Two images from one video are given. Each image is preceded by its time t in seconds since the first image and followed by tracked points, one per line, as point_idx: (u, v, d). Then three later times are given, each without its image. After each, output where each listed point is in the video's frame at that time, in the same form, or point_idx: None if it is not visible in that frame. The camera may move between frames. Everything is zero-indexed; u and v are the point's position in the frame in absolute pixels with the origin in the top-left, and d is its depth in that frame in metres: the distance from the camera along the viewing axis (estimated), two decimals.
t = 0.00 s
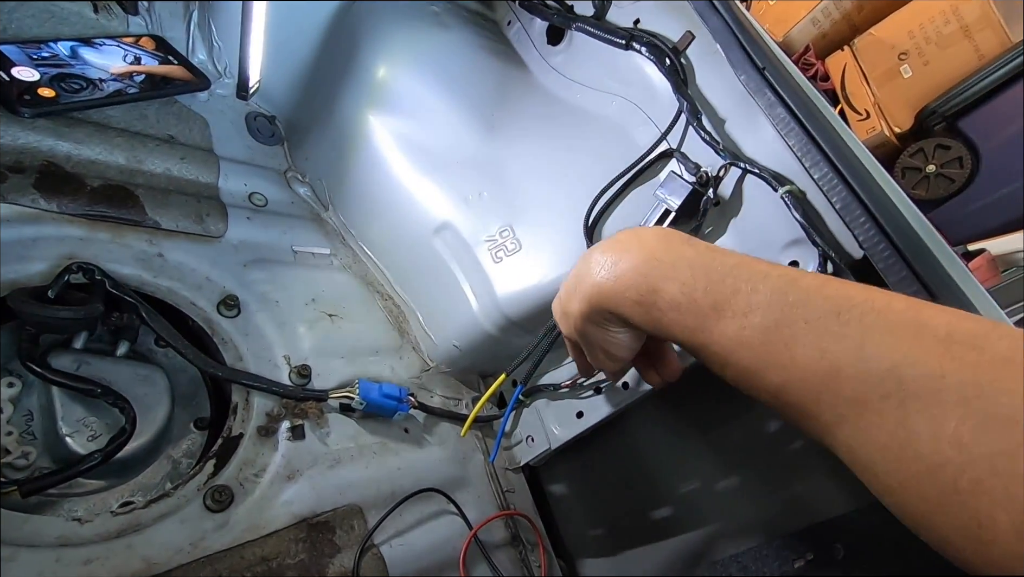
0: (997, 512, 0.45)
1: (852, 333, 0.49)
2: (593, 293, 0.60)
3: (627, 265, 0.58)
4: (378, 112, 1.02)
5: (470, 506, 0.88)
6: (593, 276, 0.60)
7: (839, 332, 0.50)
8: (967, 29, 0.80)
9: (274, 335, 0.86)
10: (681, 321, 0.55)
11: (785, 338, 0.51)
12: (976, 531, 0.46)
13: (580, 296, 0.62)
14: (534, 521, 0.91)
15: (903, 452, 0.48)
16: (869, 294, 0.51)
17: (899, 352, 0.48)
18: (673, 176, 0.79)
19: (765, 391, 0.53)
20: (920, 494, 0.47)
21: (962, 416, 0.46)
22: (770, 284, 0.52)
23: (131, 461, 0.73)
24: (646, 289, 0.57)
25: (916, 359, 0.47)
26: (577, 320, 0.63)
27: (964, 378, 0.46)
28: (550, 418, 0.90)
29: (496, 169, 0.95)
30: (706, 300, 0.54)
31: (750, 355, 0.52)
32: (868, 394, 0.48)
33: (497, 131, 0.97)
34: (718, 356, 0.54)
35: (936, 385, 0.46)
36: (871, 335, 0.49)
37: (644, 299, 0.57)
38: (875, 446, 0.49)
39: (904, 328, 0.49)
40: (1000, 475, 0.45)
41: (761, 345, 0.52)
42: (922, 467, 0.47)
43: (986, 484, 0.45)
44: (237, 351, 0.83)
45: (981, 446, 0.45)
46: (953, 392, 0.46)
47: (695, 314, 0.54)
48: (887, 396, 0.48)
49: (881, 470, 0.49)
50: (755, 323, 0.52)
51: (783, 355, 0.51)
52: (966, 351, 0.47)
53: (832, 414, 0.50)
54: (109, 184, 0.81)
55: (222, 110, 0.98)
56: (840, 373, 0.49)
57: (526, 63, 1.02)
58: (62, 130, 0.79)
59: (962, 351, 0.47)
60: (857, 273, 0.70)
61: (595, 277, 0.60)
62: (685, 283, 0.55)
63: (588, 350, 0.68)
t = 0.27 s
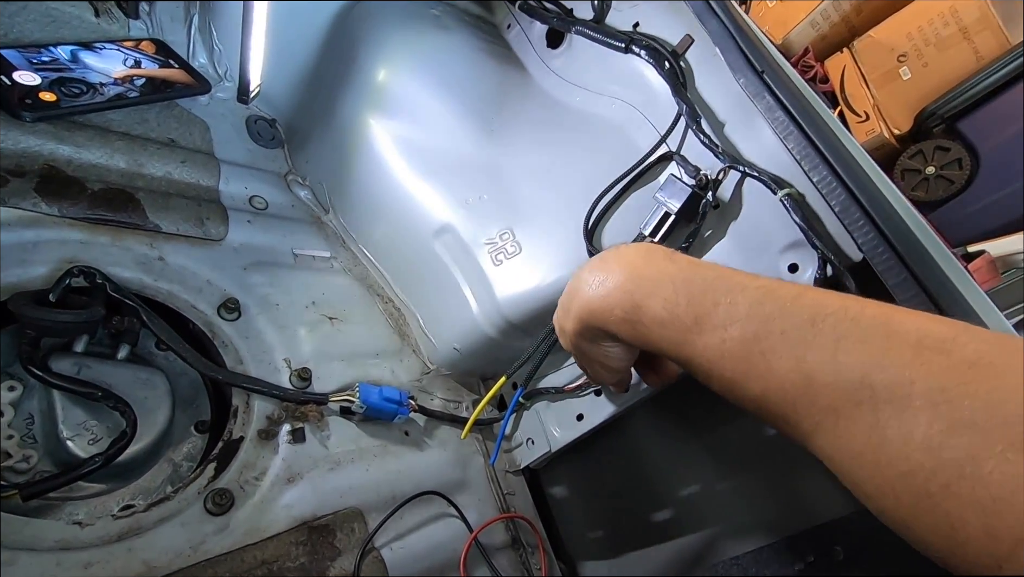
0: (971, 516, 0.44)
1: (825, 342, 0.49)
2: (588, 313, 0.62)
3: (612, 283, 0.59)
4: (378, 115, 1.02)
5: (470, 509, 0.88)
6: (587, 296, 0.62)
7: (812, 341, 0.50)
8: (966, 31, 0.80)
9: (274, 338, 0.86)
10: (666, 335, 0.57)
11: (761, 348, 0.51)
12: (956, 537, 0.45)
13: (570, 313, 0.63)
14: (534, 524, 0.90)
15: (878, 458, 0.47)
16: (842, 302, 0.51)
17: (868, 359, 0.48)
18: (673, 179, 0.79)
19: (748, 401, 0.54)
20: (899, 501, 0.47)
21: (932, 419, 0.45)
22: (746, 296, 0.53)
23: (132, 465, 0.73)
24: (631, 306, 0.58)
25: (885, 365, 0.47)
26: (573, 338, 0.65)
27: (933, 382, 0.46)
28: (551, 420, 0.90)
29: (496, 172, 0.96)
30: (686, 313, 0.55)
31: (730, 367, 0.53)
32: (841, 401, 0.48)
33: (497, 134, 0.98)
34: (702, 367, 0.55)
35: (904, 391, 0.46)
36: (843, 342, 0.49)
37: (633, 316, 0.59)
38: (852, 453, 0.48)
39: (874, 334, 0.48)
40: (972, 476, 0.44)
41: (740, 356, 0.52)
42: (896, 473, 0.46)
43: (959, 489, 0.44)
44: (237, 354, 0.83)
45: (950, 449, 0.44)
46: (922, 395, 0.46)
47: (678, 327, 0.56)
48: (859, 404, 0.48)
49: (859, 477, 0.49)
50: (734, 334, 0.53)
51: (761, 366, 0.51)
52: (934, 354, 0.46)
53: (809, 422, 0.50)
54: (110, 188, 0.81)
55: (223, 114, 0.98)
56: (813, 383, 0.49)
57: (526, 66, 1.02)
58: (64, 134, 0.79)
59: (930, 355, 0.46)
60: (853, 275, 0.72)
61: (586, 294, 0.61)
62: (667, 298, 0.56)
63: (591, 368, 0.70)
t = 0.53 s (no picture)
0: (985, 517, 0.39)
1: (816, 339, 0.45)
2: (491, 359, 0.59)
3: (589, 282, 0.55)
4: (378, 120, 1.02)
5: (471, 513, 0.88)
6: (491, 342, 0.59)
7: (802, 337, 0.46)
8: (966, 33, 0.81)
9: (274, 343, 0.86)
10: (641, 332, 0.52)
11: (747, 344, 0.47)
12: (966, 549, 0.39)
13: (531, 312, 0.57)
14: (534, 528, 0.90)
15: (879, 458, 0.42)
16: (832, 304, 0.48)
17: (860, 357, 0.44)
18: (671, 183, 0.80)
19: (730, 402, 0.48)
20: (903, 505, 0.41)
21: (932, 416, 0.41)
22: (731, 295, 0.50)
23: (134, 470, 0.74)
24: (604, 305, 0.54)
25: (882, 363, 0.43)
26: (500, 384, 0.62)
27: (931, 381, 0.42)
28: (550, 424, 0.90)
29: (495, 177, 0.96)
30: (666, 309, 0.51)
31: (709, 363, 0.48)
32: (833, 396, 0.44)
33: (496, 140, 0.98)
34: (677, 365, 0.50)
35: (903, 388, 0.42)
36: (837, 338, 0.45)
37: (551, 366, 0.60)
38: (857, 456, 0.42)
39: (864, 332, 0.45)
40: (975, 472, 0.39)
41: (721, 352, 0.48)
42: (899, 472, 0.41)
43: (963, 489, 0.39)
44: (238, 359, 0.83)
45: (955, 445, 0.40)
46: (919, 392, 0.42)
47: (655, 324, 0.51)
48: (848, 398, 0.43)
49: (880, 494, 0.41)
50: (713, 328, 0.48)
51: (745, 362, 0.47)
52: (928, 355, 0.43)
53: (799, 422, 0.45)
54: (112, 194, 0.82)
55: (223, 120, 0.99)
56: (805, 376, 0.45)
57: (524, 70, 1.03)
58: (66, 141, 0.80)
59: (925, 356, 0.43)
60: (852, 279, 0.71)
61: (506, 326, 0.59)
62: (638, 300, 0.52)
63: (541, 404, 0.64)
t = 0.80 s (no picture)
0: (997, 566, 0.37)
1: (788, 401, 0.46)
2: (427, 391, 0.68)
3: (568, 348, 0.60)
4: (379, 125, 1.03)
5: (473, 517, 0.88)
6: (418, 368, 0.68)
7: (773, 396, 0.47)
8: (966, 34, 0.80)
9: (276, 348, 0.86)
10: (625, 396, 0.54)
11: (704, 397, 0.50)
12: None
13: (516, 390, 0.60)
14: (537, 532, 0.90)
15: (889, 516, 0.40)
16: (799, 359, 0.49)
17: (845, 411, 0.44)
18: (671, 186, 0.79)
19: (715, 466, 0.49)
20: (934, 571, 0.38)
21: (919, 458, 0.41)
22: (682, 352, 0.55)
23: (136, 475, 0.74)
24: (586, 370, 0.57)
25: (862, 418, 0.44)
26: (465, 400, 0.65)
27: (917, 430, 0.42)
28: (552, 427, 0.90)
29: (495, 181, 0.97)
30: (631, 366, 0.56)
31: (676, 421, 0.51)
32: (816, 452, 0.44)
33: (496, 144, 0.99)
34: (651, 426, 0.53)
35: (886, 439, 0.42)
36: (814, 399, 0.46)
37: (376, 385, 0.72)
38: (861, 520, 0.41)
39: (841, 391, 0.46)
40: (975, 519, 0.38)
41: (684, 407, 0.51)
42: (906, 531, 0.39)
43: (971, 542, 0.38)
44: (240, 364, 0.84)
45: (947, 489, 0.39)
46: (904, 441, 0.42)
47: (622, 381, 0.55)
48: (835, 455, 0.43)
49: (900, 560, 0.39)
50: (669, 386, 0.53)
51: (705, 415, 0.50)
52: (907, 403, 0.44)
53: (789, 488, 0.45)
54: (114, 201, 0.82)
55: (226, 126, 1.00)
56: (787, 438, 0.45)
57: (524, 75, 1.03)
58: (69, 148, 0.80)
59: (905, 404, 0.44)
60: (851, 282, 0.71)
61: (442, 363, 0.65)
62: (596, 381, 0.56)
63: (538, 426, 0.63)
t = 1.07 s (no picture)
0: (999, 554, 0.37)
1: (789, 386, 0.47)
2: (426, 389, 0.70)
3: (568, 333, 0.60)
4: (377, 125, 1.03)
5: (474, 518, 0.88)
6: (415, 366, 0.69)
7: (773, 381, 0.47)
8: (969, 29, 0.80)
9: (275, 348, 0.87)
10: (624, 382, 0.55)
11: (704, 384, 0.50)
12: None
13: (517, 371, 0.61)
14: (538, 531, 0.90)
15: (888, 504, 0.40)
16: (801, 346, 0.49)
17: (847, 398, 0.44)
18: (670, 183, 0.80)
19: (715, 451, 0.50)
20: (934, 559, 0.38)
21: (920, 447, 0.41)
22: (684, 338, 0.54)
23: (136, 477, 0.74)
24: (585, 358, 0.57)
25: (863, 405, 0.44)
26: (461, 390, 0.66)
27: (919, 418, 0.42)
28: (552, 426, 0.90)
29: (494, 180, 0.97)
30: (631, 352, 0.56)
31: (675, 407, 0.52)
32: (816, 438, 0.44)
33: (495, 142, 0.99)
34: (650, 412, 0.53)
35: (887, 427, 0.42)
36: (815, 384, 0.46)
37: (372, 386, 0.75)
38: (860, 507, 0.41)
39: (843, 378, 0.46)
40: (976, 509, 0.38)
41: (684, 394, 0.51)
42: (906, 519, 0.39)
43: (973, 531, 0.38)
44: (239, 365, 0.84)
45: (948, 478, 0.39)
46: (906, 430, 0.42)
47: (622, 368, 0.55)
48: (834, 441, 0.43)
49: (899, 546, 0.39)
50: (669, 373, 0.53)
51: (705, 402, 0.50)
52: (909, 392, 0.44)
53: (788, 473, 0.45)
54: (113, 204, 0.83)
55: (224, 128, 1.00)
56: (787, 424, 0.46)
57: (522, 72, 1.03)
58: (67, 152, 0.81)
59: (907, 392, 0.44)
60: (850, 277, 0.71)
61: (438, 358, 0.66)
62: (592, 367, 0.57)
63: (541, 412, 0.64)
